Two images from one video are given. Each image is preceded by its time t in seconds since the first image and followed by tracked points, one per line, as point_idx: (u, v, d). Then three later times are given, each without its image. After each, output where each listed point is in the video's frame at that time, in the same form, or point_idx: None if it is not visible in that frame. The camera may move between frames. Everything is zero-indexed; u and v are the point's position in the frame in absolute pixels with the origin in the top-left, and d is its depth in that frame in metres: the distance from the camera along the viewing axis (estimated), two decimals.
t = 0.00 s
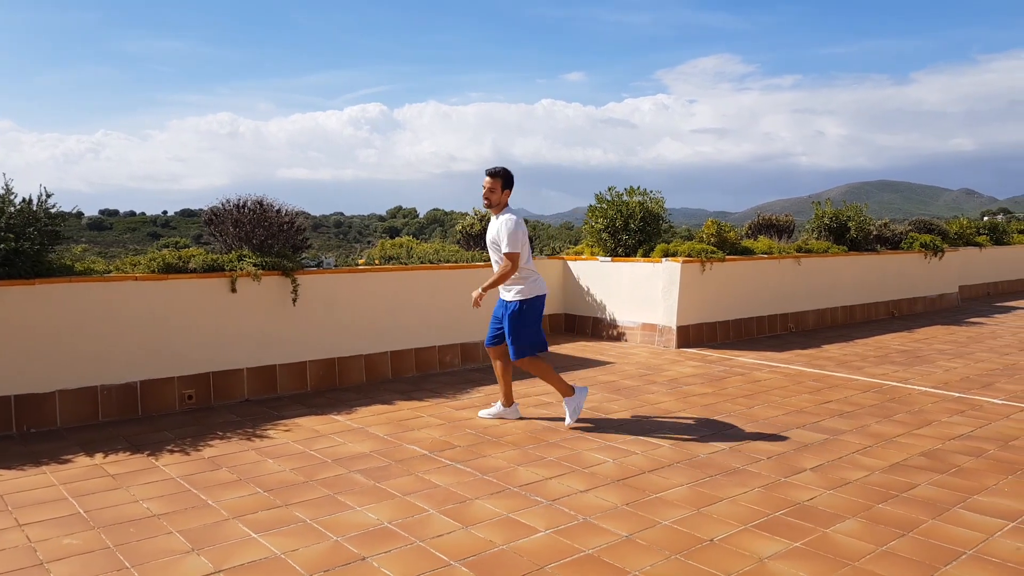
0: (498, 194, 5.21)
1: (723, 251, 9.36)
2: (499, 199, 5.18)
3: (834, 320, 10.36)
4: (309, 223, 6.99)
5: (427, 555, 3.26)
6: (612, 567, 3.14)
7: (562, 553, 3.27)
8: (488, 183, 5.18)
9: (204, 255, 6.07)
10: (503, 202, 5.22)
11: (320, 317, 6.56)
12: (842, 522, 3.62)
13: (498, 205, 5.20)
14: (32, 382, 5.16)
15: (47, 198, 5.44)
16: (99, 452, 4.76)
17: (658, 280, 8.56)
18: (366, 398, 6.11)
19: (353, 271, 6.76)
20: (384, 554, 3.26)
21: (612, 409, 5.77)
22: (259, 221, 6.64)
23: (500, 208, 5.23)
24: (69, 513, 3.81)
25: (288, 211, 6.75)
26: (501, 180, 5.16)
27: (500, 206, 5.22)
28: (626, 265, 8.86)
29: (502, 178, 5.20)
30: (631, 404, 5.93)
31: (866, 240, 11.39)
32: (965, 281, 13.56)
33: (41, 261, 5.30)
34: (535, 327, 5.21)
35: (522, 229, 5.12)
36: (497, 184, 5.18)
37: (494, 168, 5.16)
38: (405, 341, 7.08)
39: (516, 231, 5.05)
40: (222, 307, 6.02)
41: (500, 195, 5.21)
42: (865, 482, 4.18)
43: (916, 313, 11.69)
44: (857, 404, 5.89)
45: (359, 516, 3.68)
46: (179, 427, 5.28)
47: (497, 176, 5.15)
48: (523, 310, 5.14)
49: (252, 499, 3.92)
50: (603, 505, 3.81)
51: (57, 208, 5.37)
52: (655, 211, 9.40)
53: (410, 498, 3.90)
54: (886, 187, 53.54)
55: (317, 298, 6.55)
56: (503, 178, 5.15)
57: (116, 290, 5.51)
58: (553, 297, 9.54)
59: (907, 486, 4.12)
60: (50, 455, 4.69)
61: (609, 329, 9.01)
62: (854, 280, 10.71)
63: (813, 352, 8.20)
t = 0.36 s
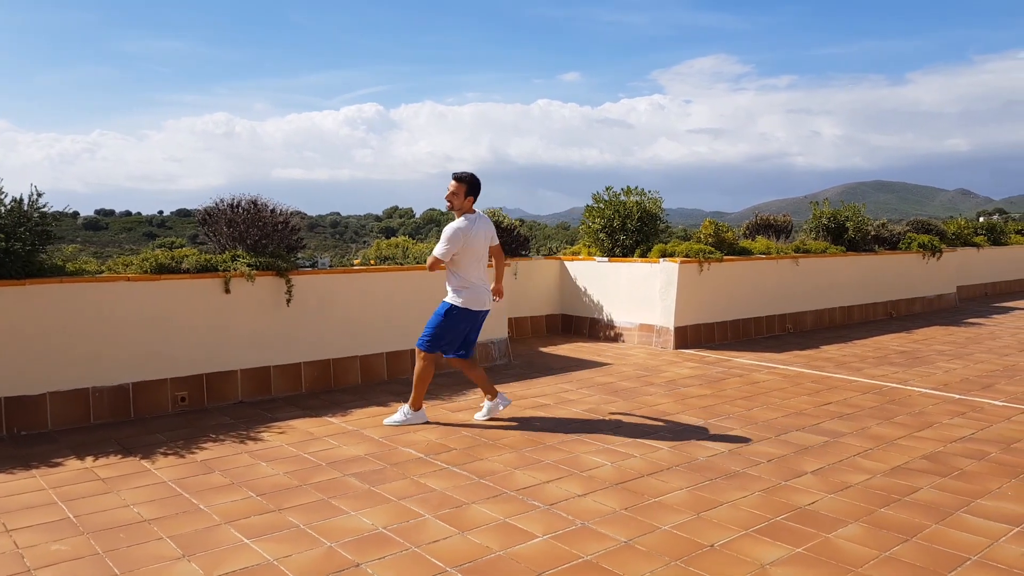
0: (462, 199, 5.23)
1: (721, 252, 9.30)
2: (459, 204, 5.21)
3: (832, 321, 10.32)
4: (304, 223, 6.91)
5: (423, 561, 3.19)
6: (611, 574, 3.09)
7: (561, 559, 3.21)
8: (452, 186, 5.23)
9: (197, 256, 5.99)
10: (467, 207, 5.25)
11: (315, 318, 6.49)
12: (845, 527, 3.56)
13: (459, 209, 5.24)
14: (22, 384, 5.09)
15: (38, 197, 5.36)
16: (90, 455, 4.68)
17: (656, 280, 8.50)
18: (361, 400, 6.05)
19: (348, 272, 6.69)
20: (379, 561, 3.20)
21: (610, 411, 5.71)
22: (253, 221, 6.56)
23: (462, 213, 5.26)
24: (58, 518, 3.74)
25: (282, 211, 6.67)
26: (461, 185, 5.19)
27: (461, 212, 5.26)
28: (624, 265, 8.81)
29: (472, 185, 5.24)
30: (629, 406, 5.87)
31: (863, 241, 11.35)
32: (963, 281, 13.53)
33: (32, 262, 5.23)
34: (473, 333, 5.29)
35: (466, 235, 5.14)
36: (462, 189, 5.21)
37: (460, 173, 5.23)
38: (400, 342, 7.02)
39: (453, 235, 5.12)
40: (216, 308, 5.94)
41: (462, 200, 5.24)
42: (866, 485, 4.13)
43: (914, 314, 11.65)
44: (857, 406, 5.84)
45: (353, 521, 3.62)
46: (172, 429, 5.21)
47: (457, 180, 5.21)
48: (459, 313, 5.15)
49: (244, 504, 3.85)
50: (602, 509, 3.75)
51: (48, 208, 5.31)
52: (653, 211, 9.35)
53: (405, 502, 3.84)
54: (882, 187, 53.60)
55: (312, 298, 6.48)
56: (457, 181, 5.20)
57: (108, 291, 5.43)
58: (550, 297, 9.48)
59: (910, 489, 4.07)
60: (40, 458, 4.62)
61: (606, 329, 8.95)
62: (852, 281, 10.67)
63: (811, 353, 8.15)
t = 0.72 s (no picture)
0: (454, 200, 5.18)
1: (720, 253, 9.24)
2: (451, 204, 5.14)
3: (832, 322, 10.25)
4: (300, 224, 6.82)
5: (417, 571, 3.12)
6: None
7: (558, 568, 3.14)
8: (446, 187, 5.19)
9: (191, 258, 5.91)
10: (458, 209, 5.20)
11: (310, 321, 6.42)
12: (848, 534, 3.50)
13: (451, 211, 5.18)
14: (12, 389, 5.01)
15: (28, 198, 5.28)
16: (81, 460, 4.61)
17: (654, 282, 8.43)
18: (356, 403, 5.98)
19: (343, 274, 6.62)
20: (372, 570, 3.12)
21: (608, 414, 5.65)
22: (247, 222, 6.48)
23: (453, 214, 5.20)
24: (45, 525, 3.66)
25: (277, 212, 6.59)
26: (457, 185, 5.14)
27: (454, 213, 5.19)
28: (622, 266, 8.74)
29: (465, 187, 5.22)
30: (627, 409, 5.80)
31: (863, 242, 11.29)
32: (963, 281, 13.47)
33: (22, 263, 5.16)
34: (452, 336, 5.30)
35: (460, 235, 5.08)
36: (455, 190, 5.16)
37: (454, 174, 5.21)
38: (395, 344, 6.94)
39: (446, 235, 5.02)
40: (209, 310, 5.87)
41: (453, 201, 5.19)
42: (869, 491, 4.06)
43: (914, 315, 11.59)
44: (857, 409, 5.77)
45: (347, 528, 3.54)
46: (164, 433, 5.13)
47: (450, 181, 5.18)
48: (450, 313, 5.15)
49: (236, 511, 3.78)
50: (600, 516, 3.68)
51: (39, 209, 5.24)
52: (652, 211, 9.27)
53: (400, 509, 3.77)
54: (880, 188, 53.59)
55: (306, 301, 6.40)
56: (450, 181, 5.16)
57: (99, 294, 5.35)
58: (548, 298, 9.41)
59: (913, 495, 4.01)
60: (29, 464, 4.54)
61: (604, 331, 8.89)
62: (852, 282, 10.60)
63: (811, 355, 8.08)
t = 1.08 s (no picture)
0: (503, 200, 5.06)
1: (720, 253, 9.18)
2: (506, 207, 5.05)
3: (832, 323, 10.20)
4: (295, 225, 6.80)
5: None
6: None
7: None
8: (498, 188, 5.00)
9: (185, 259, 5.85)
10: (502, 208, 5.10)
11: (306, 323, 6.36)
12: (850, 540, 3.45)
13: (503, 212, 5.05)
14: (4, 393, 4.95)
15: (20, 199, 5.22)
16: (73, 464, 4.55)
17: (653, 283, 8.38)
18: (353, 406, 5.92)
19: (340, 275, 6.56)
20: None
21: (607, 417, 5.60)
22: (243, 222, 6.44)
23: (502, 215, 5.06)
24: (35, 532, 3.60)
25: (273, 212, 6.56)
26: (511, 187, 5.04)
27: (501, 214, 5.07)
28: (621, 268, 8.69)
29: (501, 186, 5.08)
30: (626, 412, 5.74)
31: (863, 242, 11.23)
32: (963, 282, 13.41)
33: (14, 265, 5.07)
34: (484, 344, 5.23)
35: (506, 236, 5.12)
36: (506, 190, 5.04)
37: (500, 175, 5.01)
38: (393, 346, 6.88)
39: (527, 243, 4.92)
40: (204, 312, 5.81)
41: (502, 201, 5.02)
42: (871, 495, 4.01)
43: (914, 316, 11.54)
44: (858, 412, 5.72)
45: (341, 535, 3.49)
46: (158, 437, 5.07)
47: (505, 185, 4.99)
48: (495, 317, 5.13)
49: (229, 517, 3.72)
50: (599, 522, 3.62)
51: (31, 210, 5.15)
52: (651, 212, 9.22)
53: (396, 515, 3.72)
54: (880, 188, 53.56)
55: (303, 302, 6.35)
56: (509, 184, 4.98)
57: (93, 295, 5.30)
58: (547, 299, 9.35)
59: (915, 500, 3.96)
60: (21, 468, 4.48)
61: (603, 332, 8.83)
62: (852, 283, 10.55)
63: (811, 356, 8.03)
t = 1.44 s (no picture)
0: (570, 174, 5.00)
1: (718, 253, 9.15)
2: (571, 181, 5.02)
3: (829, 323, 10.17)
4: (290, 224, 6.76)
5: None
6: None
7: None
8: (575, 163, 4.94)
9: (179, 258, 5.82)
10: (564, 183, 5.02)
11: (301, 322, 6.33)
12: (846, 540, 3.42)
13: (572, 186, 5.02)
14: None
15: (13, 197, 5.20)
16: (65, 464, 4.52)
17: (650, 283, 8.35)
18: (348, 405, 5.89)
19: (335, 274, 6.53)
20: None
21: (603, 417, 5.57)
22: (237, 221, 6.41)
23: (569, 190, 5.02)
24: (24, 532, 3.57)
25: (268, 211, 6.52)
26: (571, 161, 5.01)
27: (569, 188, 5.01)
28: (618, 267, 8.65)
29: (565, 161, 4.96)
30: (623, 411, 5.71)
31: (861, 242, 11.20)
32: (961, 282, 13.39)
33: (5, 264, 5.05)
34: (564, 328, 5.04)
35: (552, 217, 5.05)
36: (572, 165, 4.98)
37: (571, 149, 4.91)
38: (388, 346, 6.85)
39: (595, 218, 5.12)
40: (198, 312, 5.78)
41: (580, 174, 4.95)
42: (867, 495, 3.98)
43: (912, 315, 11.52)
44: (856, 412, 5.69)
45: (333, 535, 3.45)
46: (151, 437, 5.04)
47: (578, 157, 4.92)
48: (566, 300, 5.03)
49: (220, 517, 3.69)
50: (593, 522, 3.59)
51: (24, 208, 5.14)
52: (648, 211, 9.20)
53: (388, 515, 3.68)
54: (879, 188, 53.57)
55: (297, 301, 6.32)
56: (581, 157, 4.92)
57: (85, 294, 5.26)
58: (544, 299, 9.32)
59: (912, 500, 3.93)
60: (12, 468, 4.45)
61: (601, 332, 8.80)
62: (850, 282, 10.53)
63: (809, 356, 8.00)
